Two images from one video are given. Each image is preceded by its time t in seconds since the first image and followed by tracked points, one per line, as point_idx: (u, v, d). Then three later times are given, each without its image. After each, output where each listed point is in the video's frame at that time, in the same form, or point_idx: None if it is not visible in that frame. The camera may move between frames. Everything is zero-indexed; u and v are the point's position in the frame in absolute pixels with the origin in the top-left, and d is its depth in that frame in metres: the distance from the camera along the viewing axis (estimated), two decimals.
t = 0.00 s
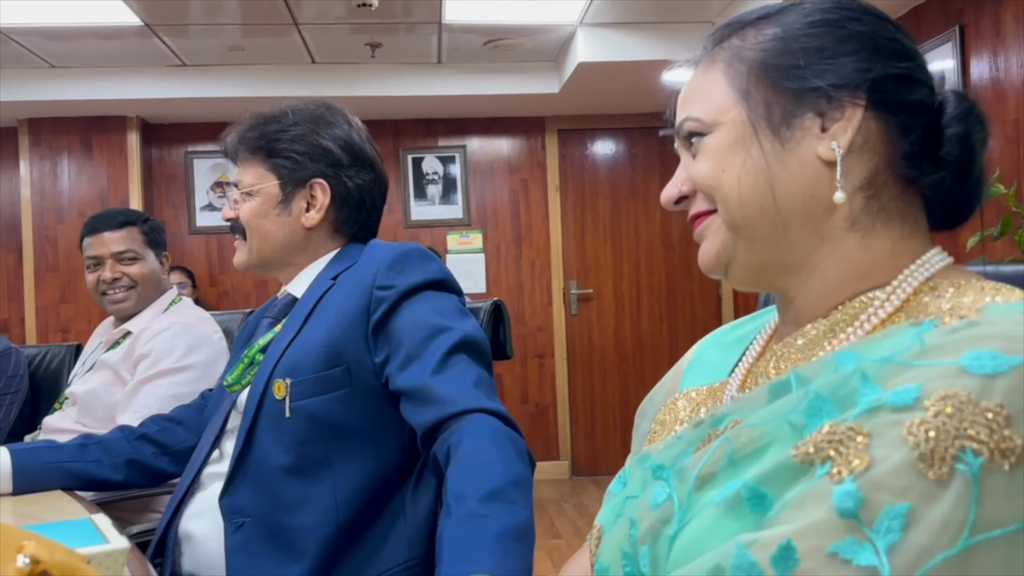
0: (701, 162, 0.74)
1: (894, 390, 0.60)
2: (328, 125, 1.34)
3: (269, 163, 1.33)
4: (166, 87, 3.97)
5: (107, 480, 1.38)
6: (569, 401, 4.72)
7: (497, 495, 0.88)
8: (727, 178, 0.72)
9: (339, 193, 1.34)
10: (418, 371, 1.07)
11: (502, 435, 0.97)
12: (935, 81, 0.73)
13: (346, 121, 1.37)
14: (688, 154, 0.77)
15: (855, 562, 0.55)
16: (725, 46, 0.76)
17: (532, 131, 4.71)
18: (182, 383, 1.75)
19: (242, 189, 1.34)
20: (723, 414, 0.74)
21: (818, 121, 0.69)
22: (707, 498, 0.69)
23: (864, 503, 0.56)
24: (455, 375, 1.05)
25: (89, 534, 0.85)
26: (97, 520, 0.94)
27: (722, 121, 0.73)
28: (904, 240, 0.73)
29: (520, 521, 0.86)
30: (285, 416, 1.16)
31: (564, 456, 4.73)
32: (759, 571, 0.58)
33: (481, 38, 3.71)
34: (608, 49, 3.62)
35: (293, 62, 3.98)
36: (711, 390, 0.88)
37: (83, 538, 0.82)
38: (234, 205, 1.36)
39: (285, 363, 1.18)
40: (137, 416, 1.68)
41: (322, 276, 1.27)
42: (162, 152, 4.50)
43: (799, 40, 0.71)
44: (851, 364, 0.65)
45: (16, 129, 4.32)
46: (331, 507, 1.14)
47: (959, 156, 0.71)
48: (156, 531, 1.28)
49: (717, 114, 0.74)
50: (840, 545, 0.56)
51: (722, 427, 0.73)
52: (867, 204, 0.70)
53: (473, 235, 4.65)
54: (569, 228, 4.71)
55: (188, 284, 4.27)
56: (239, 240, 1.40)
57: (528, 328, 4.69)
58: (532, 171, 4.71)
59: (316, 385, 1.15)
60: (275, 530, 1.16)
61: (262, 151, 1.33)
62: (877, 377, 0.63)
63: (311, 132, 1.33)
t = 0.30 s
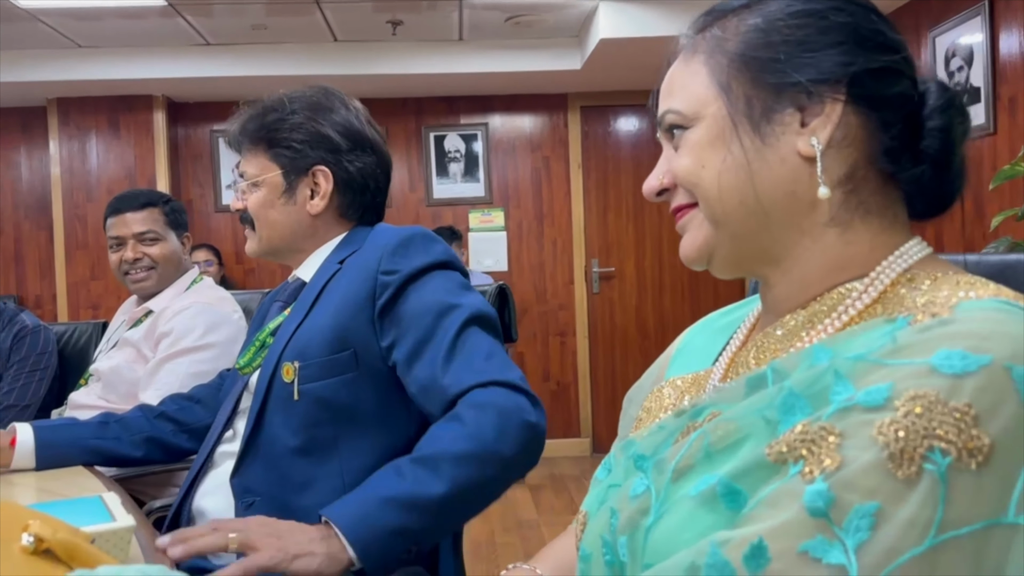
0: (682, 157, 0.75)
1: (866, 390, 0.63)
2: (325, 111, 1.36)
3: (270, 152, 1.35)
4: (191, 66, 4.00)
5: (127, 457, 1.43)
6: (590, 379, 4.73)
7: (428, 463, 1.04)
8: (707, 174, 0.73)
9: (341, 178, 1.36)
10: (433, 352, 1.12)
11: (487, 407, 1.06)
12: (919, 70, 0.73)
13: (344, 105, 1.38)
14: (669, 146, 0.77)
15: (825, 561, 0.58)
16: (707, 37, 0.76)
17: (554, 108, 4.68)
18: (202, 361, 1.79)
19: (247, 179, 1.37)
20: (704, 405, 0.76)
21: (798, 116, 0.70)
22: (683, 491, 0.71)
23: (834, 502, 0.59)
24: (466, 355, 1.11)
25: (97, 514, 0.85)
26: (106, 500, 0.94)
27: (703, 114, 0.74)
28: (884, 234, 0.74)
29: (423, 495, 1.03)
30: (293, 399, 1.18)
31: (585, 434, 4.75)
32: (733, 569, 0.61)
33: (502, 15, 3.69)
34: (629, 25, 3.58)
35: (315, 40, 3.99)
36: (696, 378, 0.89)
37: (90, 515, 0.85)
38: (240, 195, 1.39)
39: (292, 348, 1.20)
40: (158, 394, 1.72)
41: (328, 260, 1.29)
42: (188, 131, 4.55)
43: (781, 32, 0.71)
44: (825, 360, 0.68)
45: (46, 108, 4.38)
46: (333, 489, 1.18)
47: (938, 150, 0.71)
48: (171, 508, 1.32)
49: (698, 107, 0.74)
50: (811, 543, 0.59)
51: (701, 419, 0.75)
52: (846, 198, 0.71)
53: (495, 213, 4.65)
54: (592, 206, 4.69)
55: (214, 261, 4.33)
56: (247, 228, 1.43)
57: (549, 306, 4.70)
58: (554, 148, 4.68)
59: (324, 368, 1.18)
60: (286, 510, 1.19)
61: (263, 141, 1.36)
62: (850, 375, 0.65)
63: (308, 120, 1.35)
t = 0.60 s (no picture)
0: (650, 154, 0.79)
1: (821, 379, 0.65)
2: (348, 98, 1.38)
3: (294, 138, 1.38)
4: (223, 43, 4.05)
5: (159, 431, 1.49)
6: (618, 356, 4.75)
7: (481, 448, 1.08)
8: (672, 170, 0.77)
9: (363, 164, 1.39)
10: (463, 317, 1.15)
11: (519, 377, 1.08)
12: (879, 65, 0.75)
13: (366, 92, 1.40)
14: (640, 144, 0.81)
15: (778, 543, 0.61)
16: (676, 40, 0.80)
17: (584, 83, 4.65)
18: (232, 338, 1.85)
19: (272, 163, 1.40)
20: (677, 395, 0.78)
21: (757, 112, 0.73)
22: (653, 477, 0.73)
23: (787, 487, 0.61)
24: (494, 317, 1.14)
25: (122, 490, 0.91)
26: (132, 477, 0.98)
27: (669, 113, 0.78)
28: (846, 225, 0.76)
29: (481, 479, 1.07)
30: (322, 376, 1.21)
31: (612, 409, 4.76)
32: (693, 553, 0.64)
33: None
34: None
35: (346, 16, 3.99)
36: (675, 367, 0.92)
37: (115, 491, 0.91)
38: (264, 179, 1.42)
39: (319, 327, 1.23)
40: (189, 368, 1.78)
41: (348, 243, 1.32)
42: (222, 107, 4.61)
43: (741, 32, 0.74)
44: (786, 351, 0.70)
45: (84, 86, 4.47)
46: (366, 462, 1.19)
47: (901, 143, 0.73)
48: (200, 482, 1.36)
49: (665, 106, 0.78)
50: (765, 526, 0.62)
51: (673, 409, 0.77)
52: (806, 189, 0.74)
53: (524, 189, 4.65)
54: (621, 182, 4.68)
55: (248, 237, 4.40)
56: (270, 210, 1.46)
57: (577, 282, 4.70)
58: (583, 124, 4.66)
59: (351, 346, 1.20)
60: (316, 486, 1.21)
61: (288, 126, 1.38)
62: (807, 366, 0.67)
63: (332, 107, 1.37)
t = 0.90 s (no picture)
0: (660, 154, 0.80)
1: (850, 377, 0.65)
2: (364, 85, 1.39)
3: (310, 123, 1.38)
4: (244, 25, 4.05)
5: (175, 413, 1.53)
6: (637, 338, 4.74)
7: (491, 436, 1.10)
8: (680, 172, 0.77)
9: (377, 151, 1.40)
10: (476, 305, 1.17)
11: (533, 369, 1.10)
12: (894, 53, 0.74)
13: (380, 79, 1.41)
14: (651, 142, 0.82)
15: (803, 540, 0.61)
16: (682, 35, 0.80)
17: (605, 63, 4.61)
18: (250, 321, 1.88)
19: (286, 147, 1.40)
20: (694, 384, 0.79)
21: (765, 112, 0.73)
22: (670, 467, 0.74)
23: (814, 485, 0.62)
24: (506, 308, 1.16)
25: (134, 473, 0.93)
26: (145, 459, 1.01)
27: (677, 113, 0.78)
28: (863, 220, 0.76)
29: (491, 465, 1.08)
30: (335, 360, 1.22)
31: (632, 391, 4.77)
32: (716, 546, 0.64)
33: None
34: None
35: None
36: (689, 352, 0.92)
37: (128, 473, 0.93)
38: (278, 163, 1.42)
39: (333, 312, 1.24)
40: (208, 351, 1.82)
41: (361, 228, 1.33)
42: (244, 89, 4.64)
43: (748, 28, 0.74)
44: (811, 346, 0.70)
45: (109, 69, 4.52)
46: (378, 446, 1.21)
47: (918, 135, 0.72)
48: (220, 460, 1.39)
49: (674, 106, 0.78)
50: (791, 522, 0.62)
51: (691, 398, 0.78)
52: (819, 188, 0.74)
53: (544, 170, 4.63)
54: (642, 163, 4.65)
55: (271, 219, 4.44)
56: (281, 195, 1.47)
57: (597, 265, 4.70)
58: (604, 104, 4.63)
59: (364, 331, 1.22)
60: (330, 468, 1.22)
61: (304, 111, 1.39)
62: (834, 363, 0.67)
63: (348, 93, 1.38)
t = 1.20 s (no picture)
0: (704, 146, 0.77)
1: (906, 367, 0.65)
2: (394, 71, 1.38)
3: (339, 107, 1.37)
4: (264, 12, 4.05)
5: (195, 397, 1.55)
6: (656, 325, 4.73)
7: (506, 423, 1.10)
8: (732, 159, 0.75)
9: (405, 139, 1.39)
10: (490, 293, 1.17)
11: (546, 356, 1.10)
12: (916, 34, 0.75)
13: (410, 66, 1.40)
14: (687, 139, 0.80)
15: (865, 531, 0.61)
16: (708, 31, 0.79)
17: (625, 48, 4.57)
18: (271, 306, 1.89)
19: (312, 130, 1.38)
20: (732, 373, 0.78)
21: (813, 91, 0.72)
22: (712, 457, 0.74)
23: (877, 477, 0.62)
24: (519, 296, 1.16)
25: (153, 456, 0.95)
26: (165, 442, 1.03)
27: (719, 102, 0.76)
28: (905, 201, 0.76)
29: (503, 451, 1.09)
30: (350, 345, 1.23)
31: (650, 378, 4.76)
32: (775, 538, 0.64)
33: None
34: None
35: None
36: (716, 344, 0.91)
37: (147, 456, 0.95)
38: (303, 146, 1.40)
39: (349, 298, 1.25)
40: (230, 336, 1.84)
41: (377, 215, 1.33)
42: (264, 75, 4.66)
43: (781, 14, 0.74)
44: (859, 335, 0.70)
45: (130, 55, 4.55)
46: (393, 431, 1.22)
47: (948, 109, 0.74)
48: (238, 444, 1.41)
49: (713, 96, 0.76)
50: (852, 514, 0.62)
51: (730, 387, 0.78)
52: (867, 164, 0.73)
53: (563, 157, 4.61)
54: (662, 149, 4.61)
55: (290, 206, 4.46)
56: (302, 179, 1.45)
57: (616, 251, 4.68)
58: (624, 90, 4.60)
59: (379, 317, 1.22)
60: (342, 451, 1.23)
61: (333, 96, 1.37)
62: (886, 352, 0.67)
63: (377, 79, 1.37)
